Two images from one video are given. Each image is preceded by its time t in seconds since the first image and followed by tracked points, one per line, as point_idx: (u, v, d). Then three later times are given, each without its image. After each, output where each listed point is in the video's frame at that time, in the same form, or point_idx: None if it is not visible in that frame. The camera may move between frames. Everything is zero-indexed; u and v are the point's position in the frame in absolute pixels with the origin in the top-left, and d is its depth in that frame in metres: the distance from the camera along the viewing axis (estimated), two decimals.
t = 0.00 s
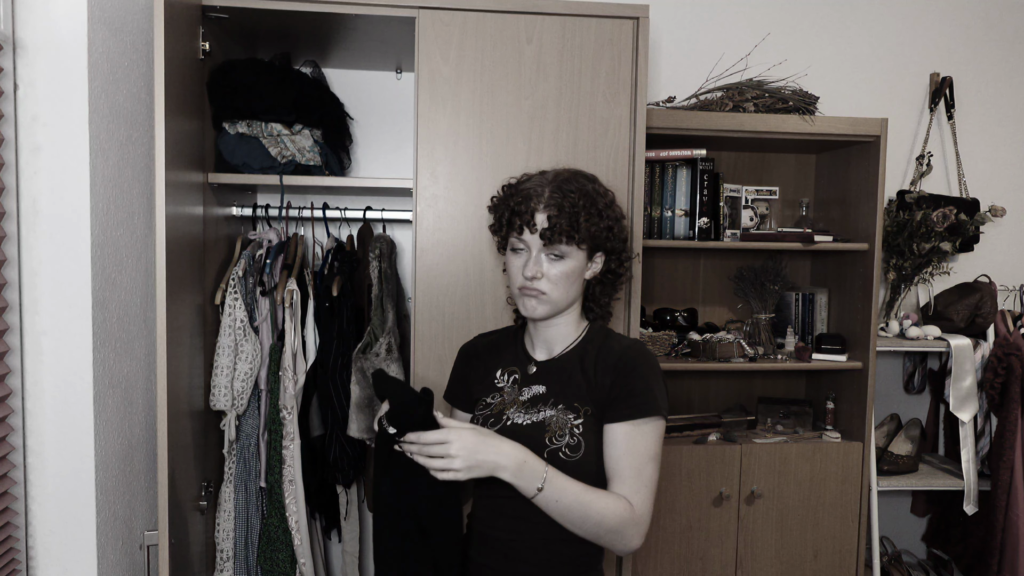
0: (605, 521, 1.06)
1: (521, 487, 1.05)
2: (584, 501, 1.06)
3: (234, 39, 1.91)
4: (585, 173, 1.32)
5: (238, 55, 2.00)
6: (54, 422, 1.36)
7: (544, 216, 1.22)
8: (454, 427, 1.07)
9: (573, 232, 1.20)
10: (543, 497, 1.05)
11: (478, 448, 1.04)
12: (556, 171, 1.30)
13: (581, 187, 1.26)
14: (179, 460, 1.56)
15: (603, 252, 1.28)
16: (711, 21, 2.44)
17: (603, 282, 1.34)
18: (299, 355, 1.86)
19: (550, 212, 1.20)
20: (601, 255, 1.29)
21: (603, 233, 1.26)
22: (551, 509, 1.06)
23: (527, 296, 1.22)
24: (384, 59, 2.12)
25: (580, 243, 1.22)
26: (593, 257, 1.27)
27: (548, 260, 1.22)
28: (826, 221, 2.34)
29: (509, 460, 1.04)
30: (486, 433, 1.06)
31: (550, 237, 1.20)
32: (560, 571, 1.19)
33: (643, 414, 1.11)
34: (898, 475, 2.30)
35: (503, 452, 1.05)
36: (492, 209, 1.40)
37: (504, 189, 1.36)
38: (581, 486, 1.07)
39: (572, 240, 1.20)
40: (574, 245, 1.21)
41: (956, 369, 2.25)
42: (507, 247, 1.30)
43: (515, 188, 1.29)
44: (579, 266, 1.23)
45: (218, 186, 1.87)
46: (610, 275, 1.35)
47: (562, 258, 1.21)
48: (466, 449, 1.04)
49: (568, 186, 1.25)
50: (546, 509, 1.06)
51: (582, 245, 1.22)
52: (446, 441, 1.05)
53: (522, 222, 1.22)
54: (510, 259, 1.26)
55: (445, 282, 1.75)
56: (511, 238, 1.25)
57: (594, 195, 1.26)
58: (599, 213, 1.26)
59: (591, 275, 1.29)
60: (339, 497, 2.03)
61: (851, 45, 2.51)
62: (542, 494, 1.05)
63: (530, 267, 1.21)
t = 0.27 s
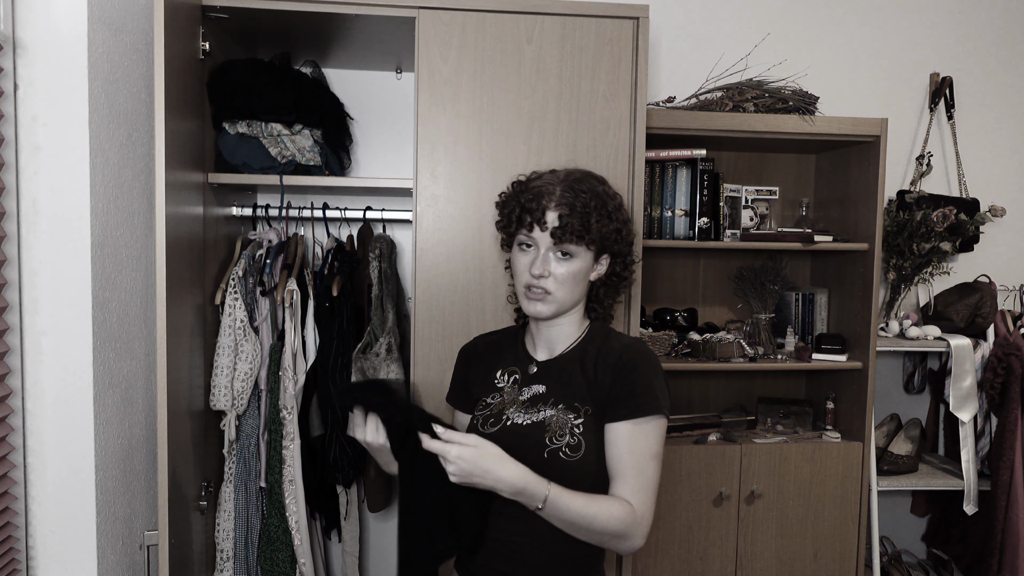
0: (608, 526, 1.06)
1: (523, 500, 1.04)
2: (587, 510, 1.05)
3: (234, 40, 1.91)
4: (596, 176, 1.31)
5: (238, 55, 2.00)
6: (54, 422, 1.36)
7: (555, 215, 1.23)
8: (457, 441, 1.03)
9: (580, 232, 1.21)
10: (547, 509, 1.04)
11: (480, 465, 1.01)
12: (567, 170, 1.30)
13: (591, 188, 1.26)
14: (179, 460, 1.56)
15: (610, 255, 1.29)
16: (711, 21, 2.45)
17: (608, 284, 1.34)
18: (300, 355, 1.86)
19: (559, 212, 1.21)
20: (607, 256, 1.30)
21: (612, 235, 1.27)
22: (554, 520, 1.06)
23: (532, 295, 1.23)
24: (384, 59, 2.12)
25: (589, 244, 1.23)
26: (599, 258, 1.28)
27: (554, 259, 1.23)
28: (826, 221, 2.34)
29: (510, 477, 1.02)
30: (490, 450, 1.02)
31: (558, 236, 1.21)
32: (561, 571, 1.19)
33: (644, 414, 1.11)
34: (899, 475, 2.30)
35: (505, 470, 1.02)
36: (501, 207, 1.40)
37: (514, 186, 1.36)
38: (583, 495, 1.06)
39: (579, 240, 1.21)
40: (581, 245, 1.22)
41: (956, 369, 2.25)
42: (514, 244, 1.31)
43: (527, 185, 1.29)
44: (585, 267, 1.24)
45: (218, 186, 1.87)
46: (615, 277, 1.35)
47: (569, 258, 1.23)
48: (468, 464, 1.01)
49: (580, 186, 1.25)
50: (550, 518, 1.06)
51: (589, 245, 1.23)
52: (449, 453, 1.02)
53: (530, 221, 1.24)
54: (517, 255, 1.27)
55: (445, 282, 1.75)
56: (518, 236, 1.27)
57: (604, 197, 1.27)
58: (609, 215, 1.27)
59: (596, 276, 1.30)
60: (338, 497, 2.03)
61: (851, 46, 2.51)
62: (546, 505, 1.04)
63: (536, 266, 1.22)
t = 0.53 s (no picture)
0: (609, 530, 1.06)
1: (524, 500, 1.05)
2: (588, 513, 1.05)
3: (234, 40, 1.91)
4: (597, 176, 1.32)
5: (238, 55, 2.00)
6: (54, 422, 1.36)
7: (556, 218, 1.22)
8: (459, 443, 1.06)
9: (582, 234, 1.21)
10: (547, 511, 1.05)
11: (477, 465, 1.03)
12: (568, 171, 1.31)
13: (592, 189, 1.26)
14: (179, 460, 1.56)
15: (612, 255, 1.29)
16: (711, 22, 2.45)
17: (610, 285, 1.35)
18: (300, 355, 1.86)
19: (560, 213, 1.21)
20: (610, 257, 1.30)
21: (614, 235, 1.27)
22: (555, 522, 1.06)
23: (535, 297, 1.23)
24: (385, 59, 2.12)
25: (591, 245, 1.23)
26: (601, 259, 1.28)
27: (557, 261, 1.23)
28: (826, 221, 2.34)
29: (509, 477, 1.03)
30: (490, 453, 1.04)
31: (560, 238, 1.21)
32: (561, 571, 1.19)
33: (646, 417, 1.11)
34: (898, 475, 2.30)
35: (503, 471, 1.04)
36: (502, 208, 1.40)
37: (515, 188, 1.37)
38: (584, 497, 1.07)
39: (581, 241, 1.21)
40: (583, 246, 1.22)
41: (956, 369, 2.25)
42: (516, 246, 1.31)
43: (527, 188, 1.29)
44: (588, 268, 1.24)
45: (218, 186, 1.87)
46: (617, 277, 1.35)
47: (571, 259, 1.22)
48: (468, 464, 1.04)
49: (580, 188, 1.25)
50: (551, 521, 1.07)
51: (592, 246, 1.23)
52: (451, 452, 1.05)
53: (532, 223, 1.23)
54: (520, 259, 1.26)
55: (445, 282, 1.75)
56: (521, 238, 1.26)
57: (606, 198, 1.27)
58: (610, 216, 1.27)
59: (599, 277, 1.30)
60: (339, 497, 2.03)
61: (851, 46, 2.51)
62: (546, 507, 1.05)
63: (538, 268, 1.22)
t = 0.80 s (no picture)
0: (610, 528, 1.06)
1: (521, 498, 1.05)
2: (586, 510, 1.06)
3: (234, 40, 1.91)
4: (571, 170, 1.28)
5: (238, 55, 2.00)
6: (54, 422, 1.37)
7: (525, 218, 1.21)
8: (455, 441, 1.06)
9: (550, 231, 1.18)
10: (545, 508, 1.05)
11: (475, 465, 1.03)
12: (540, 169, 1.28)
13: (560, 184, 1.22)
14: (179, 460, 1.56)
15: (596, 249, 1.24)
16: (711, 22, 2.45)
17: (604, 280, 1.29)
18: (300, 355, 1.86)
19: (526, 213, 1.19)
20: (596, 252, 1.25)
21: (591, 228, 1.22)
22: (555, 521, 1.07)
23: (516, 300, 1.22)
24: (384, 59, 2.12)
25: (563, 242, 1.20)
26: (584, 254, 1.24)
27: (530, 262, 1.21)
28: (826, 221, 2.34)
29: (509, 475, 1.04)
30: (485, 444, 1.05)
31: (527, 239, 1.19)
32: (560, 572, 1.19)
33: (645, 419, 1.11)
34: (898, 475, 2.30)
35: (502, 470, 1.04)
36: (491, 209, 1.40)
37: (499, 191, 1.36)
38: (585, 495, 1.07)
39: (549, 239, 1.18)
40: (554, 244, 1.19)
41: (956, 369, 2.25)
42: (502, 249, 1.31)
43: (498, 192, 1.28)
44: (565, 265, 1.21)
45: (218, 186, 1.87)
46: (608, 272, 1.29)
47: (545, 258, 1.20)
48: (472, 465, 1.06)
49: (548, 185, 1.22)
50: (549, 518, 1.07)
51: (564, 243, 1.20)
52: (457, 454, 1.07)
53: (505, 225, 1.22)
54: (502, 262, 1.26)
55: (445, 282, 1.75)
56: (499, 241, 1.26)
57: (577, 191, 1.22)
58: (584, 209, 1.22)
59: (586, 274, 1.26)
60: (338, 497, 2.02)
61: (851, 46, 2.51)
62: (543, 505, 1.05)
63: (513, 271, 1.21)
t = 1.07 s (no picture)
0: (606, 522, 1.06)
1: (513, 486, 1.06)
2: (580, 497, 1.06)
3: (234, 39, 1.91)
4: (551, 170, 1.28)
5: (238, 55, 2.00)
6: (55, 422, 1.37)
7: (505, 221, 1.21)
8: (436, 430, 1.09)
9: (530, 231, 1.19)
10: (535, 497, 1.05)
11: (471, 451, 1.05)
12: (520, 172, 1.29)
13: (539, 184, 1.23)
14: (179, 459, 1.56)
15: (580, 245, 1.24)
16: (711, 22, 2.45)
17: (594, 277, 1.28)
18: (300, 355, 1.86)
19: (506, 214, 1.20)
20: (581, 249, 1.25)
21: (571, 225, 1.22)
22: (549, 511, 1.06)
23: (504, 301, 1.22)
24: (384, 59, 2.12)
25: (543, 241, 1.20)
26: (568, 252, 1.23)
27: (515, 262, 1.21)
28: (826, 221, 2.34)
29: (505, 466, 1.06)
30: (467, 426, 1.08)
31: (508, 240, 1.19)
32: (559, 571, 1.19)
33: (639, 415, 1.10)
34: (898, 475, 2.30)
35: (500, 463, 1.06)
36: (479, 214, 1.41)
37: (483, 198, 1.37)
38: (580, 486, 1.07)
39: (530, 238, 1.19)
40: (536, 243, 1.20)
41: (956, 369, 2.25)
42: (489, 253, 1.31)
43: (479, 198, 1.29)
44: (549, 264, 1.21)
45: (218, 186, 1.87)
46: (596, 269, 1.28)
47: (528, 258, 1.20)
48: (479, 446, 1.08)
49: (526, 186, 1.23)
50: (543, 508, 1.06)
51: (546, 241, 1.20)
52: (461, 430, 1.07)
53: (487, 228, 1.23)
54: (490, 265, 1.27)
55: (444, 282, 1.75)
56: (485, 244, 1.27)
57: (556, 190, 1.22)
58: (563, 206, 1.22)
59: (573, 272, 1.25)
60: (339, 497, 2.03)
61: (851, 46, 2.51)
62: (535, 493, 1.05)
63: (498, 273, 1.22)
